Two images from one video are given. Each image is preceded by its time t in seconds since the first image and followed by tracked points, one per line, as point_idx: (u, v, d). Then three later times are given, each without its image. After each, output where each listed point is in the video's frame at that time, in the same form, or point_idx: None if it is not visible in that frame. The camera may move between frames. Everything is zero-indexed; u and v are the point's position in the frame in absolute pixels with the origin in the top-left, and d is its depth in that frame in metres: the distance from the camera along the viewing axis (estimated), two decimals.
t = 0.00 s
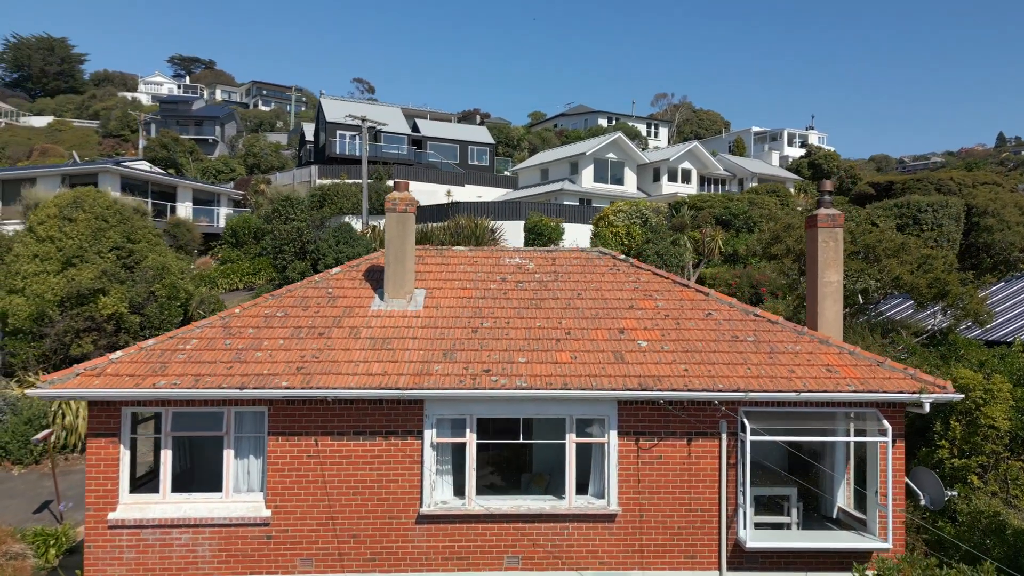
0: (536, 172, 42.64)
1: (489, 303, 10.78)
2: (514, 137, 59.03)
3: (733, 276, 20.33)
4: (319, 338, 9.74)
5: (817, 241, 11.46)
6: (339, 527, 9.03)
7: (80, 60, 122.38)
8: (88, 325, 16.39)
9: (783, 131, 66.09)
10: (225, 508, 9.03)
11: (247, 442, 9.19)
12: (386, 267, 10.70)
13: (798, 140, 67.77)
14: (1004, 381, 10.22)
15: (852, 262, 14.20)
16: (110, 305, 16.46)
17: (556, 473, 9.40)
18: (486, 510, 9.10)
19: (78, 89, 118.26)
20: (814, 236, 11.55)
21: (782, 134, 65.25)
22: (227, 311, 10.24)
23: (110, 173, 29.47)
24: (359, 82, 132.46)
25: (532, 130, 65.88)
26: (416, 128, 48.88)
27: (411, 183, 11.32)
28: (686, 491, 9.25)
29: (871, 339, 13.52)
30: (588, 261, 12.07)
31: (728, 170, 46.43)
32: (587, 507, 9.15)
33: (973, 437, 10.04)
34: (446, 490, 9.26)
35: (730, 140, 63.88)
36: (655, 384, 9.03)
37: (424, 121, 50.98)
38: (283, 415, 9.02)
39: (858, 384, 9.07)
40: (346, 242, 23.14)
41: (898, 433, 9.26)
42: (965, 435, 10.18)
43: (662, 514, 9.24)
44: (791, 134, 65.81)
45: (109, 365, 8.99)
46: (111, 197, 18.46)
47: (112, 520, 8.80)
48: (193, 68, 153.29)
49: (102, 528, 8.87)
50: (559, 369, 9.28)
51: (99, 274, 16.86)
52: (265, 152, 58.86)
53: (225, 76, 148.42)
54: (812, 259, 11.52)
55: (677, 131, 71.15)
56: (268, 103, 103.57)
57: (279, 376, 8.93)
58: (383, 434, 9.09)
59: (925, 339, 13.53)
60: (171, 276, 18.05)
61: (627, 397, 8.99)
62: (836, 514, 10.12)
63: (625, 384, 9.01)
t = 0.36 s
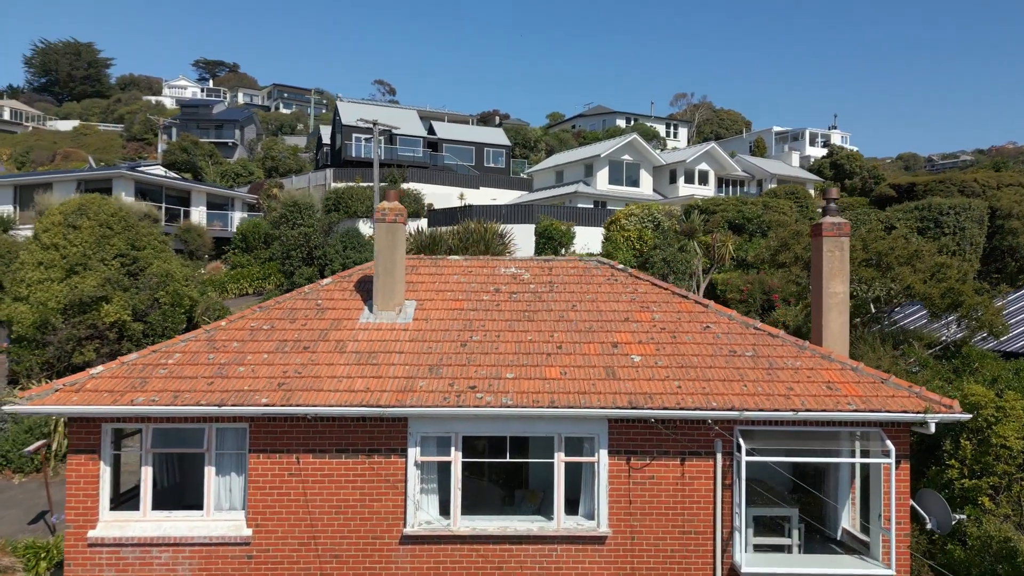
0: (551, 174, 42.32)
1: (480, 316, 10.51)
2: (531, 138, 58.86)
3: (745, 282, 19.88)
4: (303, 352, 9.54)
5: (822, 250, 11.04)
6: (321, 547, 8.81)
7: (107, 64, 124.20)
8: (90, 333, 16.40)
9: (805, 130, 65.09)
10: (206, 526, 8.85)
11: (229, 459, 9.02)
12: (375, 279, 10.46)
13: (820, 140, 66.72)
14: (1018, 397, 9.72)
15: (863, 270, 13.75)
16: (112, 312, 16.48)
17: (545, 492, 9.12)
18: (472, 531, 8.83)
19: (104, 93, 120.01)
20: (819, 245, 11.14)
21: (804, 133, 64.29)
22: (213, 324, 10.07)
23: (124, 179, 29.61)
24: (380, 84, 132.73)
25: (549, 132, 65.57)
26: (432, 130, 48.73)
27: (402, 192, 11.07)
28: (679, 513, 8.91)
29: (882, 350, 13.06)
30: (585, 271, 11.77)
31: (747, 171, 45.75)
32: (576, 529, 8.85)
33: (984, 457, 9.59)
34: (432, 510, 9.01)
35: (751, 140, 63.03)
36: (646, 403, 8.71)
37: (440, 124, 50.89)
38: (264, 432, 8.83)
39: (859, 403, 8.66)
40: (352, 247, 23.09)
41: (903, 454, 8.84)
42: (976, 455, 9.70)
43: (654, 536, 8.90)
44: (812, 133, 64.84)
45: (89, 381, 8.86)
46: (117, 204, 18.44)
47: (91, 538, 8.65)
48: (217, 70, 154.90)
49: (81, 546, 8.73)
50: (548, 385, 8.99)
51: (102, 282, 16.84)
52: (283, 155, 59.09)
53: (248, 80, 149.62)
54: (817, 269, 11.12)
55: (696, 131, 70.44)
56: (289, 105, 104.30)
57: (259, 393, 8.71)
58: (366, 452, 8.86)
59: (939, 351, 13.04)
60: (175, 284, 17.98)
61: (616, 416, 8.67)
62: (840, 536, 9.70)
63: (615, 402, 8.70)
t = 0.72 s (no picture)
0: (567, 177, 41.96)
1: (471, 329, 10.25)
2: (550, 140, 58.54)
3: (759, 288, 19.36)
4: (288, 367, 9.34)
5: (828, 261, 10.62)
6: (303, 569, 8.59)
7: (134, 69, 125.97)
8: (93, 341, 16.41)
9: (829, 130, 64.04)
10: (186, 545, 8.68)
11: (211, 477, 8.84)
12: (365, 292, 10.23)
13: (845, 140, 65.59)
14: None
15: (876, 280, 13.32)
16: (116, 320, 16.44)
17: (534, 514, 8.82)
18: (456, 554, 8.54)
19: (132, 97, 121.73)
20: (824, 256, 10.73)
21: (828, 133, 63.20)
22: (199, 338, 9.93)
23: (139, 185, 29.75)
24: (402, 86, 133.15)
25: (569, 133, 65.16)
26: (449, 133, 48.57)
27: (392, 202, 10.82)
28: (672, 538, 8.55)
29: (896, 364, 12.58)
30: (583, 282, 11.45)
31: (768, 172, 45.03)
32: (565, 553, 8.53)
33: (998, 480, 9.10)
34: (417, 532, 8.75)
35: (774, 140, 62.10)
36: (637, 423, 8.38)
37: (457, 126, 50.76)
38: (245, 450, 8.64)
39: (861, 425, 8.25)
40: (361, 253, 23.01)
41: (908, 478, 8.43)
42: (989, 477, 9.19)
43: (647, 561, 8.55)
44: (837, 132, 63.73)
45: (69, 398, 8.74)
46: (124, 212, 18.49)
47: (71, 557, 8.52)
48: (243, 74, 156.62)
49: (62, 564, 8.60)
50: (535, 404, 8.69)
51: (106, 290, 16.86)
52: (303, 159, 59.32)
53: (272, 83, 150.95)
54: (823, 281, 10.71)
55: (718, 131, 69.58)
56: (312, 108, 104.98)
57: (239, 411, 8.52)
58: (349, 472, 8.64)
59: (955, 365, 12.54)
60: (180, 291, 17.94)
61: (605, 437, 8.35)
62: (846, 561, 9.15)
63: (604, 422, 8.38)
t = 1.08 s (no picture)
0: (585, 179, 41.58)
1: (463, 344, 9.97)
2: (570, 141, 58.18)
3: (773, 295, 18.85)
4: (273, 384, 9.14)
5: (835, 274, 10.20)
6: None
7: (162, 73, 127.69)
8: (98, 349, 16.43)
9: (855, 129, 62.84)
10: (167, 566, 8.51)
11: (192, 496, 8.68)
12: (354, 306, 10.00)
13: (871, 139, 64.35)
14: None
15: (891, 290, 12.93)
16: (121, 329, 16.47)
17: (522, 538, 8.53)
18: None
19: (160, 101, 123.42)
20: (832, 268, 10.30)
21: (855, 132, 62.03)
22: (186, 353, 9.78)
23: (156, 190, 29.94)
24: (426, 87, 133.44)
25: (589, 133, 64.69)
26: (468, 135, 48.36)
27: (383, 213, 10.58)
28: (665, 565, 8.18)
29: (909, 379, 12.10)
30: (580, 294, 11.13)
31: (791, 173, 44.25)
32: None
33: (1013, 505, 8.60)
34: (401, 555, 8.51)
35: (798, 139, 61.10)
36: (627, 445, 8.03)
37: (475, 128, 50.59)
38: (225, 469, 8.45)
39: (864, 449, 7.84)
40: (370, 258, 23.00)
41: (915, 504, 8.01)
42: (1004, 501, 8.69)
43: None
44: (864, 131, 62.51)
45: (50, 416, 8.63)
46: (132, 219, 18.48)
47: None
48: (269, 77, 158.21)
49: None
50: (522, 424, 8.38)
51: (112, 298, 16.87)
52: (323, 161, 59.54)
53: (297, 86, 152.09)
54: (830, 293, 10.29)
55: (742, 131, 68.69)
56: (335, 110, 105.52)
57: (218, 430, 8.32)
58: (331, 492, 8.40)
59: (972, 380, 12.03)
60: (187, 299, 17.87)
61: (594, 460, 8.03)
62: None
63: (593, 445, 8.05)
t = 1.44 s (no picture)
0: (603, 181, 41.15)
1: (454, 360, 9.70)
2: (590, 142, 57.77)
3: (790, 302, 18.30)
4: (257, 401, 8.94)
5: (842, 286, 9.77)
6: None
7: (190, 77, 129.24)
8: (104, 358, 16.42)
9: (883, 128, 61.52)
10: None
11: (174, 516, 8.51)
12: (343, 321, 9.79)
13: (900, 138, 62.96)
14: None
15: (906, 301, 12.50)
16: (127, 338, 16.47)
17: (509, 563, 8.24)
18: None
19: (188, 105, 125.08)
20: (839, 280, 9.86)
21: (883, 131, 60.77)
22: (173, 369, 9.63)
23: (172, 196, 30.12)
24: (450, 88, 133.56)
25: (611, 134, 64.11)
26: (486, 138, 48.14)
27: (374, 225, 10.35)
28: None
29: (924, 395, 11.63)
30: (578, 307, 10.82)
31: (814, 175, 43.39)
32: None
33: None
34: None
35: (824, 139, 60.01)
36: (616, 470, 7.69)
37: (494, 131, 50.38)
38: (205, 490, 8.26)
39: (865, 476, 7.42)
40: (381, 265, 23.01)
41: (921, 534, 7.57)
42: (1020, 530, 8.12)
43: None
44: (892, 130, 61.20)
45: (31, 434, 8.52)
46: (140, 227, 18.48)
47: None
48: (296, 80, 159.60)
49: None
50: (509, 446, 8.09)
51: (118, 306, 16.86)
52: (344, 164, 59.73)
53: (322, 88, 153.18)
54: (837, 307, 9.86)
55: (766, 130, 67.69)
56: (358, 113, 105.87)
57: (198, 450, 8.13)
58: (313, 515, 8.17)
59: (990, 397, 11.49)
60: (193, 306, 17.79)
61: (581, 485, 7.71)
62: None
63: (580, 469, 7.73)
